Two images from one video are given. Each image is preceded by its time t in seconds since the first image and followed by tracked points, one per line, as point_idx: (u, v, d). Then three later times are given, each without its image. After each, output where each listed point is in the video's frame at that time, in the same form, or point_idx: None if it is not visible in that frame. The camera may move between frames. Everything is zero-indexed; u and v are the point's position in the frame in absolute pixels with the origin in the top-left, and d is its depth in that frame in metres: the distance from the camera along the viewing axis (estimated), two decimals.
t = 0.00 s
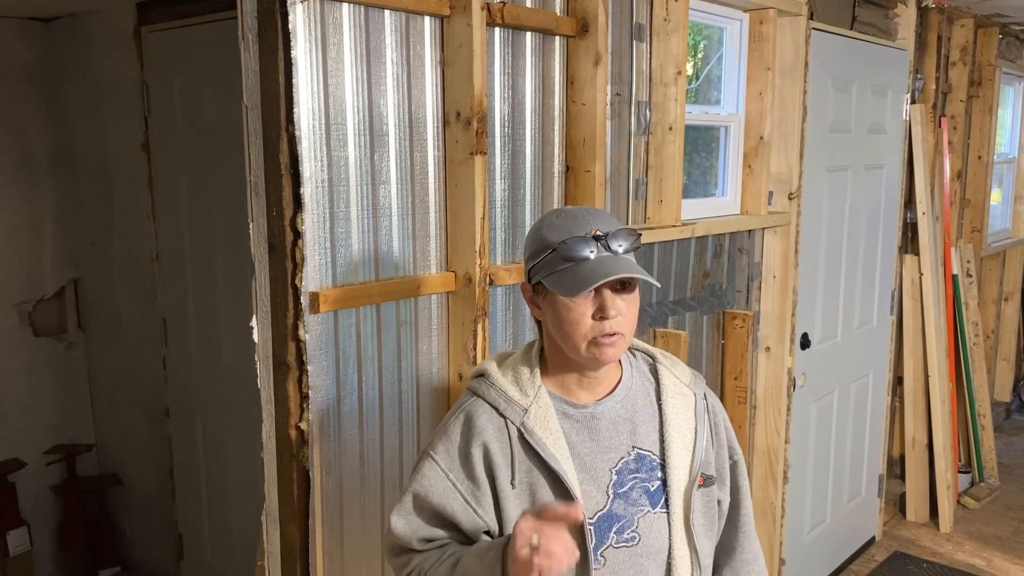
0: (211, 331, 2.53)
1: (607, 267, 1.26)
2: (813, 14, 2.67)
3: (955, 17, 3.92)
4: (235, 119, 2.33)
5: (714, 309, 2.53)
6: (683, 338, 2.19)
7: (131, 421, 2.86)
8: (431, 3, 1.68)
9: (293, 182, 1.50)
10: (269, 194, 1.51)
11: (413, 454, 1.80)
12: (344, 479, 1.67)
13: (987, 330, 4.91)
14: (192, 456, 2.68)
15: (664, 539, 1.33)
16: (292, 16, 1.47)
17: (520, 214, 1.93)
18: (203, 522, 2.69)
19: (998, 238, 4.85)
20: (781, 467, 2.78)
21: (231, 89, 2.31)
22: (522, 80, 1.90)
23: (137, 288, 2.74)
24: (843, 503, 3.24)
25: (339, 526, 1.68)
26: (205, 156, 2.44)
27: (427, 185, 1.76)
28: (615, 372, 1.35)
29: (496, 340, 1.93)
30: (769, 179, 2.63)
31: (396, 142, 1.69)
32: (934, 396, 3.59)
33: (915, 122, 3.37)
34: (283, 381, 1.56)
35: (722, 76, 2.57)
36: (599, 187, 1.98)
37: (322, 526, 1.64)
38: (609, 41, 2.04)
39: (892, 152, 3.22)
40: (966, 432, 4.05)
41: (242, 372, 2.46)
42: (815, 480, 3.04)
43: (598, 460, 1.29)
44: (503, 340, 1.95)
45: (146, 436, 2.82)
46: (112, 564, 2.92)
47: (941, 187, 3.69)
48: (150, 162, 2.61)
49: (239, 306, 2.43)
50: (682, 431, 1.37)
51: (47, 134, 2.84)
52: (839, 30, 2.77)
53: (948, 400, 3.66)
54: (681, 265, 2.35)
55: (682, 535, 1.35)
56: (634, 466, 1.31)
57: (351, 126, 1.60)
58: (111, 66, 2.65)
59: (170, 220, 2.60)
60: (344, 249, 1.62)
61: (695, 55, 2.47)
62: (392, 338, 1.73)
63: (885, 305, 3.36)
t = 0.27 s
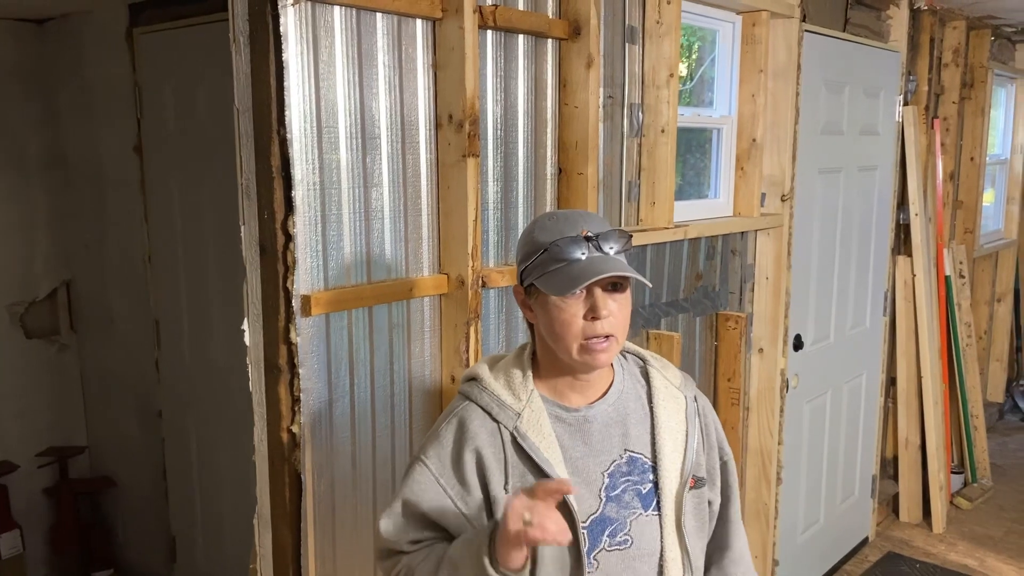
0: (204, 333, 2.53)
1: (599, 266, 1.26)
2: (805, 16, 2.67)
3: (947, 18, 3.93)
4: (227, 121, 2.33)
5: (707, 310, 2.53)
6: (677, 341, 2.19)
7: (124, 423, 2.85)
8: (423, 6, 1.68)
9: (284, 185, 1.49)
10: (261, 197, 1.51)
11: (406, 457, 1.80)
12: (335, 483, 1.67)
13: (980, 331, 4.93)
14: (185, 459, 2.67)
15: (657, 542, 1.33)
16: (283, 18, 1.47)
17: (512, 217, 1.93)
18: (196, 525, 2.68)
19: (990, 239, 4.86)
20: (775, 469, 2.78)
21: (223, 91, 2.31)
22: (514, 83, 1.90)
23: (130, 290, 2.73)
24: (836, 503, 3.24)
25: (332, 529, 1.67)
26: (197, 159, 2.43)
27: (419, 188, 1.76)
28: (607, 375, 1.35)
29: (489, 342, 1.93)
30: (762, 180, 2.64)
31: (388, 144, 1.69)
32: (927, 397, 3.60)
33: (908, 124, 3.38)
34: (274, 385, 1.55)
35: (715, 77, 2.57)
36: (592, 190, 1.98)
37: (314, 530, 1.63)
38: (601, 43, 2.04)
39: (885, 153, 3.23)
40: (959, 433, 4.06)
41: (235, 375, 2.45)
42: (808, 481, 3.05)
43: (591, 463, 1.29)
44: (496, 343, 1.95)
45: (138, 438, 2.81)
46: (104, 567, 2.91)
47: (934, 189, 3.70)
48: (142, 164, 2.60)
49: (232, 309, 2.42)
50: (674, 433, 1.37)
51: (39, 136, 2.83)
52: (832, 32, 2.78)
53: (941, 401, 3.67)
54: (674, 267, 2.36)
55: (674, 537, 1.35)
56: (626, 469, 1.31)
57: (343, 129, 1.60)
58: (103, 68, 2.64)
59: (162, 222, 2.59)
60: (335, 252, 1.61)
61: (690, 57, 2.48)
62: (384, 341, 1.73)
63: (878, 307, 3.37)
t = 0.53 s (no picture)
0: (196, 333, 2.52)
1: (585, 261, 1.26)
2: (797, 16, 2.68)
3: (939, 19, 3.94)
4: (219, 121, 2.33)
5: (699, 309, 2.53)
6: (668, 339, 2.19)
7: (116, 423, 2.84)
8: (414, 5, 1.68)
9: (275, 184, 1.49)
10: (251, 196, 1.51)
11: (397, 455, 1.80)
12: (327, 481, 1.67)
13: (972, 330, 4.95)
14: (178, 459, 2.67)
15: (646, 538, 1.33)
16: (274, 18, 1.46)
17: (504, 216, 1.93)
18: (188, 525, 2.68)
19: (982, 239, 4.88)
20: (767, 467, 2.79)
21: (215, 90, 2.31)
22: (506, 83, 1.90)
23: (122, 290, 2.72)
24: (828, 502, 3.25)
25: (323, 529, 1.67)
26: (189, 158, 2.43)
27: (411, 186, 1.76)
28: (596, 370, 1.35)
29: (481, 342, 1.93)
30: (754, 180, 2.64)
31: (379, 143, 1.68)
32: (919, 396, 3.61)
33: (900, 124, 3.39)
34: (264, 384, 1.55)
35: (707, 77, 2.58)
36: (583, 189, 1.99)
37: (306, 529, 1.63)
38: (593, 43, 2.04)
39: (877, 153, 3.24)
40: (951, 432, 4.08)
41: (227, 374, 2.45)
42: (801, 480, 3.06)
43: (580, 460, 1.30)
44: (488, 342, 1.95)
45: (131, 438, 2.81)
46: (97, 567, 2.90)
47: (926, 188, 3.72)
48: (134, 163, 2.60)
49: (224, 308, 2.42)
50: (663, 430, 1.37)
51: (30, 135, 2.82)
52: (824, 32, 2.79)
53: (933, 400, 3.68)
54: (666, 266, 2.36)
55: (664, 533, 1.35)
56: (615, 465, 1.32)
57: (334, 128, 1.60)
58: (95, 67, 2.63)
59: (154, 222, 2.59)
60: (326, 252, 1.61)
61: (684, 56, 2.50)
62: (375, 341, 1.73)
63: (870, 306, 3.38)
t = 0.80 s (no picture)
0: (187, 333, 2.52)
1: (575, 263, 1.26)
2: (787, 16, 2.69)
3: (929, 19, 3.96)
4: (210, 120, 2.32)
5: (690, 309, 2.54)
6: (659, 339, 2.19)
7: (106, 424, 2.83)
8: (404, 4, 1.68)
9: (264, 183, 1.49)
10: (240, 195, 1.51)
11: (387, 455, 1.80)
12: (317, 481, 1.66)
13: (962, 329, 4.97)
14: (168, 459, 2.66)
15: (635, 537, 1.33)
16: (263, 17, 1.46)
17: (495, 216, 1.93)
18: (179, 525, 2.67)
19: (973, 238, 4.90)
20: (758, 466, 2.79)
21: (205, 90, 2.30)
22: (496, 82, 1.90)
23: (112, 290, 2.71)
24: (819, 501, 3.27)
25: (313, 529, 1.67)
26: (179, 157, 2.42)
27: (401, 186, 1.76)
28: (586, 370, 1.35)
29: (472, 341, 1.93)
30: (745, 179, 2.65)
31: (369, 143, 1.68)
32: (910, 395, 3.63)
33: (890, 123, 3.40)
34: (254, 385, 1.55)
35: (697, 77, 2.58)
36: (574, 189, 1.99)
37: (296, 529, 1.63)
38: (583, 43, 2.05)
39: (867, 153, 3.25)
40: (941, 431, 4.09)
41: (218, 374, 2.44)
42: (792, 479, 3.07)
43: (570, 460, 1.30)
44: (479, 341, 1.95)
45: (121, 439, 2.80)
46: (87, 568, 2.89)
47: (916, 188, 3.73)
48: (124, 163, 2.59)
49: (214, 308, 2.41)
50: (653, 429, 1.38)
51: (20, 135, 2.80)
52: (814, 32, 2.80)
53: (923, 399, 3.70)
54: (657, 266, 2.37)
55: (653, 532, 1.35)
56: (604, 465, 1.32)
57: (324, 127, 1.59)
58: (84, 66, 2.62)
59: (144, 221, 2.58)
60: (316, 251, 1.61)
61: (676, 57, 2.51)
62: (365, 340, 1.72)
63: (861, 305, 3.39)
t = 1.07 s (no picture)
0: (177, 333, 2.51)
1: (560, 260, 1.27)
2: (777, 16, 2.69)
3: (918, 20, 3.98)
4: (199, 120, 2.31)
5: (680, 308, 2.54)
6: (649, 339, 2.20)
7: (96, 424, 2.82)
8: (393, 3, 1.68)
9: (252, 183, 1.49)
10: (229, 195, 1.50)
11: (377, 454, 1.80)
12: (307, 480, 1.66)
13: (951, 328, 4.99)
14: (158, 459, 2.66)
15: (624, 535, 1.33)
16: (251, 16, 1.46)
17: (485, 215, 1.93)
18: (169, 525, 2.67)
19: (962, 238, 4.93)
20: (748, 465, 2.80)
21: (195, 89, 2.29)
22: (486, 81, 1.90)
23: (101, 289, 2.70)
24: (809, 500, 3.28)
25: (303, 529, 1.67)
26: (169, 157, 2.42)
27: (390, 185, 1.76)
28: (575, 368, 1.35)
29: (462, 340, 1.93)
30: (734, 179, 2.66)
31: (358, 142, 1.68)
32: (900, 394, 3.64)
33: (879, 123, 3.42)
34: (244, 384, 1.54)
35: (686, 77, 2.59)
36: (564, 189, 1.99)
37: (286, 529, 1.63)
38: (573, 43, 2.05)
39: (856, 153, 3.27)
40: (930, 429, 4.12)
41: (207, 374, 2.44)
42: (782, 478, 3.07)
43: (559, 459, 1.30)
44: (469, 340, 1.95)
45: (111, 440, 2.79)
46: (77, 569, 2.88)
47: (905, 187, 3.75)
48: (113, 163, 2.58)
49: (204, 309, 2.41)
50: (641, 428, 1.38)
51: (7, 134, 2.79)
52: (803, 32, 2.81)
53: (912, 398, 3.71)
54: (647, 266, 2.37)
55: (642, 531, 1.35)
56: (593, 464, 1.32)
57: (312, 126, 1.59)
58: (73, 66, 2.61)
59: (134, 222, 2.57)
60: (305, 250, 1.61)
61: (667, 58, 2.53)
62: (355, 340, 1.72)
63: (850, 304, 3.40)
